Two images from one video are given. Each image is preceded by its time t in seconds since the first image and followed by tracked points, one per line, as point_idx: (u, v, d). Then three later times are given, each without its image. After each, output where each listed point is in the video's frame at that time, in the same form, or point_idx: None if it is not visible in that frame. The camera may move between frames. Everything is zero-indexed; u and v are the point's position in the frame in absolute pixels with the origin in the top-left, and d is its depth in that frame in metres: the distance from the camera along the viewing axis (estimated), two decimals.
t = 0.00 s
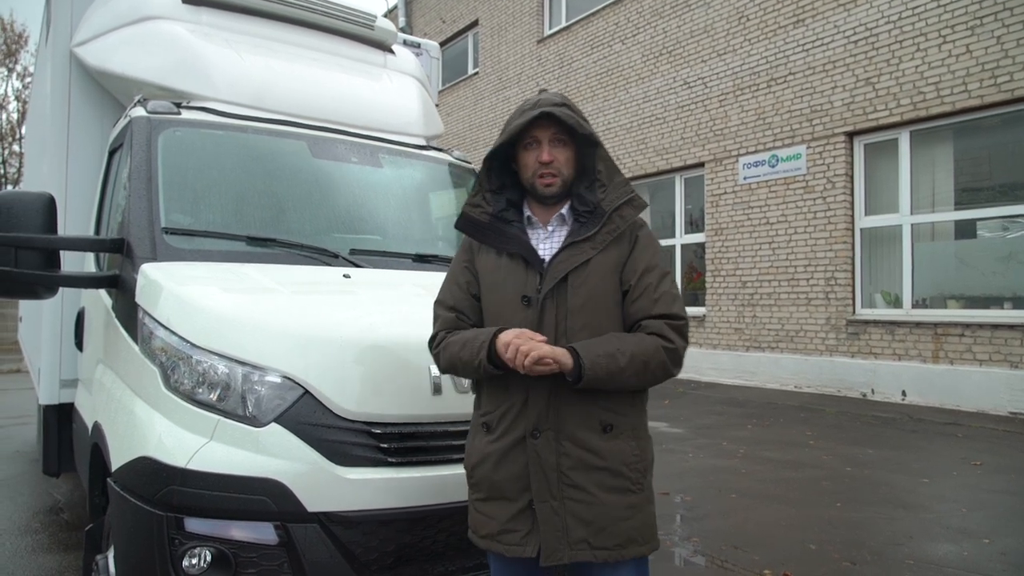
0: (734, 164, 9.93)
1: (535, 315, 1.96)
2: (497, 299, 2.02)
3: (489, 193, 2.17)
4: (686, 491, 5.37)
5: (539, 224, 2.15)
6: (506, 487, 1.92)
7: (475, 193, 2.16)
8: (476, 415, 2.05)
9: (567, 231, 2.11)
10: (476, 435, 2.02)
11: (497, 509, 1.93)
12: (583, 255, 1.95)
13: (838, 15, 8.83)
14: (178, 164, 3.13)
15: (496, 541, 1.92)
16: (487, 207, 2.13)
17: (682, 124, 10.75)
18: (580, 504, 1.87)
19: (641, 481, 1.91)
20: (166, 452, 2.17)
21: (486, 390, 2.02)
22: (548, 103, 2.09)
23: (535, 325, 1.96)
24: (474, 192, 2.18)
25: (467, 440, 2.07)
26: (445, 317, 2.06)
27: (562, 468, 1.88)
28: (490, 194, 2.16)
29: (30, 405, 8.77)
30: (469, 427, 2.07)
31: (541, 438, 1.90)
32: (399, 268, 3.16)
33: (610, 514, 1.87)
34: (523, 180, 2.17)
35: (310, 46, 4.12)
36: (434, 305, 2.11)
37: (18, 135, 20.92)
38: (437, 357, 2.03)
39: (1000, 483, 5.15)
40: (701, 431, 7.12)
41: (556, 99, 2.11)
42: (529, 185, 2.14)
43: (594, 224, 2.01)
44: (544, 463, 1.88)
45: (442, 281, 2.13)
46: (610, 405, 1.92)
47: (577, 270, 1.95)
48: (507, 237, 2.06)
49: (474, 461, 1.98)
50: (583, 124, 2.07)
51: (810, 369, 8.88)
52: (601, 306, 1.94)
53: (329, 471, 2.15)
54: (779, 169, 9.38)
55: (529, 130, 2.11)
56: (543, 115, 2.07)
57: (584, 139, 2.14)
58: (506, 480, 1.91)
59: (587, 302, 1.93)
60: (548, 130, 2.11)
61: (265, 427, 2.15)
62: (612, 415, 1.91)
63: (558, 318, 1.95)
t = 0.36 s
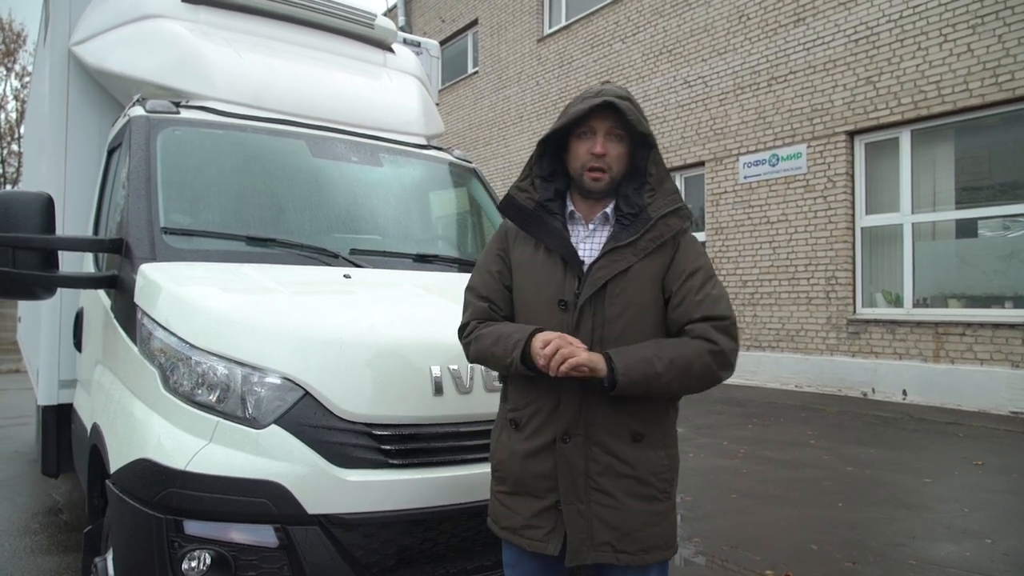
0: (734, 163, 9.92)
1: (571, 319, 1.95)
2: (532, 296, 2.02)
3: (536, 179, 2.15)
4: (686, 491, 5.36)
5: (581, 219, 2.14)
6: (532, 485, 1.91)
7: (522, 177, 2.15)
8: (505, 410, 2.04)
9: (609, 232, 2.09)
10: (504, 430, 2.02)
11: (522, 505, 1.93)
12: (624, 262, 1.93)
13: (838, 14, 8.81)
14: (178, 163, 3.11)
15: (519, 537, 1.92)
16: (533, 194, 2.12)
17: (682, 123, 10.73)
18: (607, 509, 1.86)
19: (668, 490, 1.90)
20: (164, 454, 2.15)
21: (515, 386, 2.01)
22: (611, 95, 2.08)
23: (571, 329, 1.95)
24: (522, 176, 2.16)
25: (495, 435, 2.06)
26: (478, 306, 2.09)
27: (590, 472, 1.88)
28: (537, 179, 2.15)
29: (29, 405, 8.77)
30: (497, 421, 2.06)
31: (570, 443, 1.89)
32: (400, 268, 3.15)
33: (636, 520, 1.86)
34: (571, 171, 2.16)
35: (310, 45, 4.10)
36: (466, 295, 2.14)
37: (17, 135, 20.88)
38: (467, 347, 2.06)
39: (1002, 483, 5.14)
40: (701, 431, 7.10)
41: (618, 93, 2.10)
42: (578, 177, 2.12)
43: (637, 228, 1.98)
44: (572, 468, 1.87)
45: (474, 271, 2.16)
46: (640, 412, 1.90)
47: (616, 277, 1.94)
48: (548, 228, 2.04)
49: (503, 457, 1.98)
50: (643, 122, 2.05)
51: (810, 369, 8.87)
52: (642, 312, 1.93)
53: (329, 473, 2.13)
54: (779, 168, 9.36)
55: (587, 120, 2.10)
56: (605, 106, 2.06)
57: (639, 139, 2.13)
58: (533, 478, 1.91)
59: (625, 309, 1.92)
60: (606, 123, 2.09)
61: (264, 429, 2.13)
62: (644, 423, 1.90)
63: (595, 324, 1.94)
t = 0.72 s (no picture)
0: (735, 162, 9.91)
1: (588, 314, 1.93)
2: (547, 293, 1.99)
3: (554, 177, 2.13)
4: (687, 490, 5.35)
5: (597, 219, 2.12)
6: (547, 487, 1.89)
7: (540, 174, 2.12)
8: (518, 410, 2.02)
9: (627, 230, 2.08)
10: (517, 431, 2.00)
11: (536, 509, 1.91)
12: (641, 258, 1.92)
13: (839, 12, 8.79)
14: (176, 161, 3.10)
15: (532, 541, 1.90)
16: (551, 192, 2.09)
17: (682, 122, 10.71)
18: (623, 511, 1.85)
19: (686, 490, 1.88)
20: (162, 455, 2.14)
21: (529, 385, 1.99)
22: (636, 98, 2.05)
23: (587, 325, 1.93)
24: (539, 172, 2.13)
25: (508, 435, 2.03)
26: (492, 310, 2.06)
27: (606, 472, 1.86)
28: (556, 177, 2.12)
29: (30, 404, 8.77)
30: (510, 422, 2.04)
31: (585, 441, 1.87)
32: (400, 267, 3.13)
33: (653, 522, 1.85)
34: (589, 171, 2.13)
35: (309, 43, 4.08)
36: (481, 297, 2.11)
37: (17, 133, 20.87)
38: (481, 352, 2.05)
39: (1005, 483, 5.12)
40: (703, 430, 7.09)
41: (643, 97, 2.07)
42: (597, 178, 2.10)
43: (656, 229, 1.97)
44: (587, 467, 1.86)
45: (488, 272, 2.13)
46: (657, 410, 1.89)
47: (633, 272, 1.92)
48: (566, 226, 2.02)
49: (515, 458, 1.95)
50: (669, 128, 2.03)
51: (811, 368, 8.85)
52: (658, 309, 1.91)
53: (327, 473, 2.11)
54: (780, 166, 9.34)
55: (611, 122, 2.07)
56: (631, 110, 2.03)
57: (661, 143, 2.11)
58: (547, 480, 1.89)
59: (643, 305, 1.91)
60: (629, 126, 2.07)
61: (263, 429, 2.11)
62: (661, 421, 1.88)
63: (611, 319, 1.92)
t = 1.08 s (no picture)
0: (736, 161, 9.89)
1: (593, 310, 1.91)
2: (549, 293, 1.97)
3: (554, 180, 2.11)
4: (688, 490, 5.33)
5: (596, 221, 2.10)
6: (556, 492, 1.87)
7: (540, 178, 2.10)
8: (522, 415, 2.01)
9: (627, 230, 2.06)
10: (522, 435, 1.99)
11: (545, 516, 1.89)
12: (645, 251, 1.91)
13: (841, 10, 8.77)
14: (175, 159, 3.08)
15: (543, 550, 1.88)
16: (551, 195, 2.08)
17: (683, 121, 10.69)
18: (635, 513, 1.83)
19: (696, 491, 1.88)
20: (161, 455, 2.12)
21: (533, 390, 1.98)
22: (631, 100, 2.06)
23: (593, 321, 1.91)
24: (539, 176, 2.12)
25: (512, 440, 2.02)
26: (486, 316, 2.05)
27: (616, 472, 1.84)
28: (556, 180, 2.11)
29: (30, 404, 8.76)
30: (514, 427, 2.03)
31: (594, 440, 1.85)
32: (401, 266, 3.12)
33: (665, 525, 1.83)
34: (587, 174, 2.12)
35: (309, 41, 4.07)
36: (478, 304, 2.09)
37: (17, 132, 20.90)
38: (472, 356, 2.03)
39: (1007, 483, 5.10)
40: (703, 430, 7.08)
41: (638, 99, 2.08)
42: (595, 179, 2.08)
43: (656, 225, 1.95)
44: (597, 468, 1.84)
45: (487, 279, 2.11)
46: (667, 407, 1.88)
47: (637, 266, 1.91)
48: (566, 227, 2.00)
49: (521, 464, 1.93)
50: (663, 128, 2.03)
51: (813, 368, 8.83)
52: (663, 304, 1.90)
53: (326, 473, 2.10)
54: (781, 166, 9.32)
55: (608, 123, 2.07)
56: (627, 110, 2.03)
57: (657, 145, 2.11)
58: (556, 485, 1.87)
59: (647, 299, 1.89)
60: (625, 127, 2.07)
61: (262, 430, 2.10)
62: (669, 419, 1.87)
63: (617, 314, 1.90)
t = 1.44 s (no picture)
0: (738, 160, 9.87)
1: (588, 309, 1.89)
2: (544, 291, 1.96)
3: (544, 179, 2.11)
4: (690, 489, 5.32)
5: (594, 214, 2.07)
6: (552, 491, 1.87)
7: (529, 180, 2.11)
8: (521, 414, 2.01)
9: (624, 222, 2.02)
10: (521, 433, 1.98)
11: (541, 514, 1.88)
12: (642, 248, 1.87)
13: (843, 9, 8.75)
14: (176, 158, 3.07)
15: (539, 547, 1.88)
16: (543, 194, 2.09)
17: (685, 120, 10.67)
18: (631, 513, 1.82)
19: (695, 491, 1.86)
20: (164, 454, 2.11)
21: (532, 388, 1.98)
22: (605, 84, 2.02)
23: (588, 320, 1.89)
24: (529, 178, 2.13)
25: (512, 439, 2.02)
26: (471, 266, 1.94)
27: (613, 473, 1.83)
28: (545, 178, 2.10)
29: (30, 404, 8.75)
30: (514, 426, 2.03)
31: (589, 441, 1.85)
32: (404, 265, 3.11)
33: (661, 525, 1.82)
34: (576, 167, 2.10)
35: (311, 39, 4.06)
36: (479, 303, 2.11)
37: (18, 131, 20.90)
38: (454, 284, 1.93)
39: (1010, 482, 5.09)
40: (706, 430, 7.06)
41: (613, 81, 2.04)
42: (583, 170, 2.06)
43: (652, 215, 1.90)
44: (593, 469, 1.83)
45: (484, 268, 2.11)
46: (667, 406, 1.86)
47: (634, 263, 1.88)
48: (562, 224, 2.00)
49: (518, 462, 1.94)
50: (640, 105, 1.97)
51: (815, 367, 8.81)
52: (662, 301, 1.86)
53: (331, 473, 2.09)
54: (783, 165, 9.31)
55: (584, 112, 2.04)
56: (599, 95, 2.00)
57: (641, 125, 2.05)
58: (551, 484, 1.87)
59: (642, 296, 1.87)
60: (604, 112, 2.03)
61: (265, 429, 2.09)
62: (667, 420, 1.85)
63: (613, 314, 1.88)
